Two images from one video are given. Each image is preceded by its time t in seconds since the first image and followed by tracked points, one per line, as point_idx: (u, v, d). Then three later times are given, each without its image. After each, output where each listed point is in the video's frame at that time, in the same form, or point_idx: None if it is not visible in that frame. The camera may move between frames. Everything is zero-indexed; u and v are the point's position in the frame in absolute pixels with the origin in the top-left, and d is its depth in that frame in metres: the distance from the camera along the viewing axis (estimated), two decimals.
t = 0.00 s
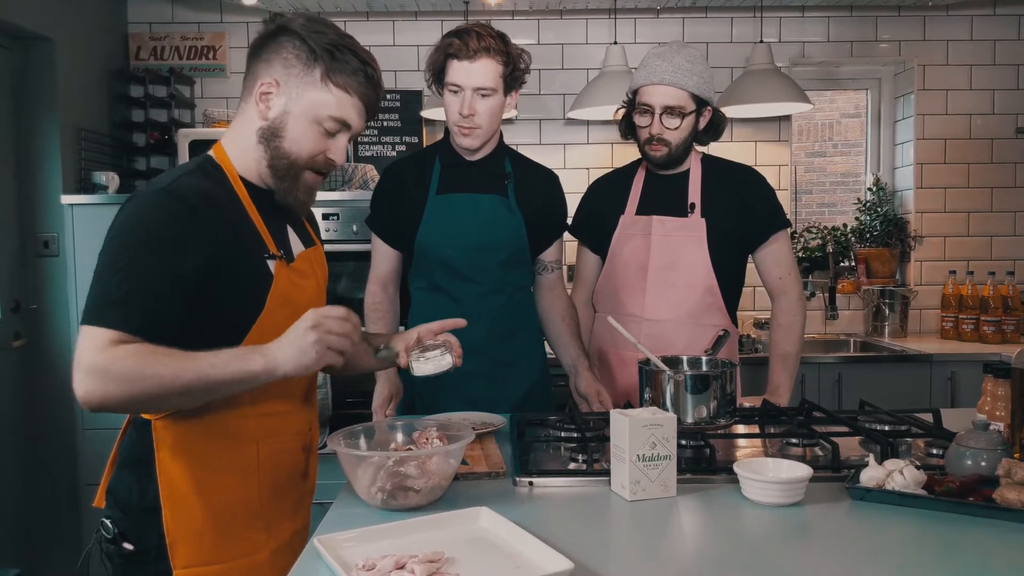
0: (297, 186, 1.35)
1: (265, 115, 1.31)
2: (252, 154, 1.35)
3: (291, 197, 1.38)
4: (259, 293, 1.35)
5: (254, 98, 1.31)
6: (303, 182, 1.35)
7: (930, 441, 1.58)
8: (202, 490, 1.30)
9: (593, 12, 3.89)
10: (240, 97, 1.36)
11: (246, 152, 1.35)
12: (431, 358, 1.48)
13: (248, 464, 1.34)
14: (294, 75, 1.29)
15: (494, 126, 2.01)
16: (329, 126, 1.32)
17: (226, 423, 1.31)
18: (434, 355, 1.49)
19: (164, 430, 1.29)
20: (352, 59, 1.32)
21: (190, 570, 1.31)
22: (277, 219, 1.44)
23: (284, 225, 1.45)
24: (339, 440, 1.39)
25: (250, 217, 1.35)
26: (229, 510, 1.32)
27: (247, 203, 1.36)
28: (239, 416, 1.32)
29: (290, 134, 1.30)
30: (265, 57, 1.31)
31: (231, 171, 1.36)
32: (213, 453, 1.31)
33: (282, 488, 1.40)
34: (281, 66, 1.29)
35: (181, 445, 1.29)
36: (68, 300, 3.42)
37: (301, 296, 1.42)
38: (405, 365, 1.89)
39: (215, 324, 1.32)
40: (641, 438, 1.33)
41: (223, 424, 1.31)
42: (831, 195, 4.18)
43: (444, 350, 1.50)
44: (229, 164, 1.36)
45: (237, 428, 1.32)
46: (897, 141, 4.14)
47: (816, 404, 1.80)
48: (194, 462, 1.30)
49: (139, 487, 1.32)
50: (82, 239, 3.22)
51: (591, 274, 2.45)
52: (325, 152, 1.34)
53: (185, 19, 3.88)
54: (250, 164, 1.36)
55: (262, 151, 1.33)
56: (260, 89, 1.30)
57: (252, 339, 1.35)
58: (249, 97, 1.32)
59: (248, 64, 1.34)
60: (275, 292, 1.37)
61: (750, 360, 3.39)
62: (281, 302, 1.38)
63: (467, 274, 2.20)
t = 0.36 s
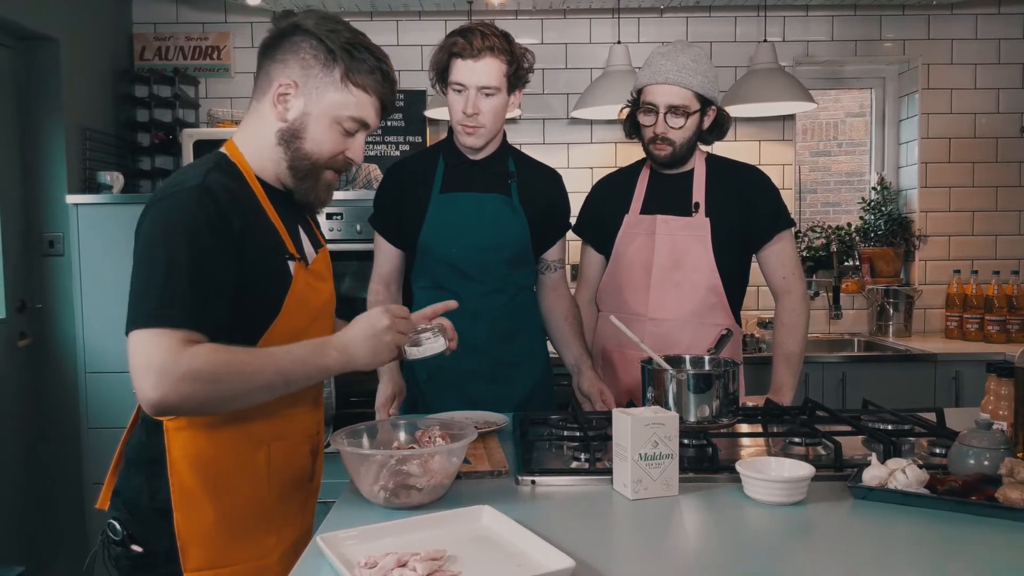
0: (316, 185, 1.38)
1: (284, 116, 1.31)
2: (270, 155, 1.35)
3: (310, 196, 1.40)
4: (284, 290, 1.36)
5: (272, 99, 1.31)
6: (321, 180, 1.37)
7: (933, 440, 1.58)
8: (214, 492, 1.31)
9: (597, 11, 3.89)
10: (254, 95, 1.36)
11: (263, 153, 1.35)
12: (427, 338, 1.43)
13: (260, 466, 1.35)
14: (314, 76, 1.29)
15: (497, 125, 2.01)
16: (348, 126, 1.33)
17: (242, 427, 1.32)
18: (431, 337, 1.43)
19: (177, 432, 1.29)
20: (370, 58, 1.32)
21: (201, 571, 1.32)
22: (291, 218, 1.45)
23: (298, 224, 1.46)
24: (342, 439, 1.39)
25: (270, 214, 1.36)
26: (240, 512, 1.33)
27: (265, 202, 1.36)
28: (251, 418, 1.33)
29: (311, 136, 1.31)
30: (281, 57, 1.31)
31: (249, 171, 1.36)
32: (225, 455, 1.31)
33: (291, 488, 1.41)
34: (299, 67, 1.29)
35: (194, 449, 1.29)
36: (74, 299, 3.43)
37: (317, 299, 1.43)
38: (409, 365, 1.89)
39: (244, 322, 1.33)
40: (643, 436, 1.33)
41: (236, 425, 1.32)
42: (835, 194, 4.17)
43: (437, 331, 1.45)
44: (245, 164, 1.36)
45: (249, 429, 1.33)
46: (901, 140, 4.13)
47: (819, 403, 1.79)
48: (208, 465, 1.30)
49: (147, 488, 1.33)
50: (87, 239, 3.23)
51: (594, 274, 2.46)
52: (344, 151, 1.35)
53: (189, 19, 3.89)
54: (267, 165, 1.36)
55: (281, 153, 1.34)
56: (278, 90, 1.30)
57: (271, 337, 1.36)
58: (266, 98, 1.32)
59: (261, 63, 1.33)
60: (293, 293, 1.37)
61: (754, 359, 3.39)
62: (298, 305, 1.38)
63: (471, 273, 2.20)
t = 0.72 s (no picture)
0: (323, 185, 1.38)
1: (293, 114, 1.32)
2: (279, 154, 1.36)
3: (317, 196, 1.41)
4: (291, 292, 1.37)
5: (282, 97, 1.32)
6: (329, 181, 1.38)
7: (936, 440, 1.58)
8: (215, 493, 1.31)
9: (600, 11, 3.89)
10: (266, 94, 1.37)
11: (272, 152, 1.36)
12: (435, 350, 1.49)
13: (261, 467, 1.35)
14: (324, 76, 1.29)
15: (500, 124, 2.01)
16: (357, 127, 1.33)
17: (245, 426, 1.33)
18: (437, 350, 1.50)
19: (179, 432, 1.29)
20: (382, 60, 1.32)
21: (199, 571, 1.32)
22: (299, 218, 1.45)
23: (306, 225, 1.47)
24: (345, 437, 1.40)
25: (279, 214, 1.36)
26: (240, 513, 1.33)
27: (275, 202, 1.37)
28: (254, 419, 1.33)
29: (318, 135, 1.32)
30: (294, 55, 1.31)
31: (258, 170, 1.37)
32: (226, 456, 1.32)
33: (293, 489, 1.42)
34: (310, 66, 1.30)
35: (195, 450, 1.30)
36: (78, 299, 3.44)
37: (323, 301, 1.44)
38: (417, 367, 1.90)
39: (251, 322, 1.33)
40: (646, 436, 1.33)
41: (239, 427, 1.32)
42: (840, 194, 4.16)
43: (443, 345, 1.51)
44: (256, 162, 1.37)
45: (250, 431, 1.33)
46: (906, 139, 4.12)
47: (822, 403, 1.79)
48: (209, 466, 1.31)
49: (148, 487, 1.34)
50: (93, 238, 3.24)
51: (598, 273, 2.46)
52: (352, 152, 1.35)
53: (194, 20, 3.91)
54: (276, 164, 1.37)
55: (288, 151, 1.34)
56: (289, 88, 1.30)
57: (277, 337, 1.36)
58: (277, 96, 1.33)
59: (275, 62, 1.34)
60: (300, 295, 1.38)
61: (757, 359, 3.39)
62: (304, 305, 1.39)
63: (474, 273, 2.20)
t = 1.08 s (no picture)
0: (319, 185, 1.38)
1: (292, 114, 1.32)
2: (278, 153, 1.36)
3: (313, 196, 1.40)
4: (287, 291, 1.37)
5: (282, 96, 1.32)
6: (325, 181, 1.37)
7: (942, 441, 1.58)
8: (217, 493, 1.31)
9: (605, 11, 3.89)
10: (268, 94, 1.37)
11: (272, 151, 1.37)
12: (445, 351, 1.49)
13: (264, 467, 1.35)
14: (323, 76, 1.30)
15: (504, 123, 2.02)
16: (354, 129, 1.33)
17: (247, 425, 1.33)
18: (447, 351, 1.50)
19: (183, 432, 1.30)
20: (383, 63, 1.33)
21: (202, 571, 1.32)
22: (298, 219, 1.45)
23: (306, 226, 1.47)
24: (351, 438, 1.40)
25: (275, 215, 1.37)
26: (243, 513, 1.34)
27: (273, 202, 1.37)
28: (257, 419, 1.34)
29: (315, 135, 1.32)
30: (296, 56, 1.32)
31: (256, 169, 1.37)
32: (229, 456, 1.32)
33: (296, 490, 1.42)
34: (310, 66, 1.30)
35: (198, 449, 1.30)
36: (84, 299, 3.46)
37: (324, 301, 1.44)
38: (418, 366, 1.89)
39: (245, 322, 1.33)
40: (651, 437, 1.33)
41: (241, 427, 1.33)
42: (845, 194, 4.15)
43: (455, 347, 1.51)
44: (255, 162, 1.38)
45: (253, 431, 1.34)
46: (911, 139, 4.11)
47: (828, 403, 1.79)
48: (212, 465, 1.31)
49: (152, 487, 1.35)
50: (99, 238, 3.25)
51: (603, 274, 2.46)
52: (349, 154, 1.35)
53: (199, 20, 3.92)
54: (275, 163, 1.37)
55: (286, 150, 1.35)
56: (288, 88, 1.31)
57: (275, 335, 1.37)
58: (278, 96, 1.34)
59: (278, 62, 1.35)
60: (299, 294, 1.38)
61: (763, 359, 3.38)
62: (303, 305, 1.39)
63: (479, 273, 2.20)
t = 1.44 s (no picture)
0: (317, 186, 1.38)
1: (289, 116, 1.32)
2: (276, 155, 1.37)
3: (311, 197, 1.40)
4: (287, 291, 1.37)
5: (279, 99, 1.32)
6: (323, 182, 1.37)
7: (948, 443, 1.57)
8: (221, 492, 1.32)
9: (610, 11, 3.89)
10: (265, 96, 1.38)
11: (270, 153, 1.37)
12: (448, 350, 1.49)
13: (267, 466, 1.36)
14: (320, 78, 1.30)
15: (510, 125, 2.02)
16: (352, 129, 1.33)
17: (250, 425, 1.33)
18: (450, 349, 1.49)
19: (187, 431, 1.30)
20: (379, 65, 1.33)
21: (205, 570, 1.33)
22: (297, 219, 1.46)
23: (305, 226, 1.47)
24: (357, 439, 1.40)
25: (275, 215, 1.37)
26: (246, 512, 1.34)
27: (272, 203, 1.38)
28: (260, 418, 1.34)
29: (312, 136, 1.32)
30: (292, 58, 1.32)
31: (255, 170, 1.37)
32: (232, 455, 1.32)
33: (299, 489, 1.42)
34: (307, 68, 1.31)
35: (201, 448, 1.31)
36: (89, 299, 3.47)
37: (323, 301, 1.44)
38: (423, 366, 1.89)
39: (246, 322, 1.34)
40: (657, 439, 1.33)
41: (244, 426, 1.33)
42: (850, 194, 4.15)
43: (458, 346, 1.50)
44: (254, 163, 1.38)
45: (257, 430, 1.34)
46: (917, 139, 4.10)
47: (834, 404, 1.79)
48: (215, 464, 1.31)
49: (156, 487, 1.35)
50: (104, 238, 3.26)
51: (608, 274, 2.46)
52: (346, 155, 1.35)
53: (205, 20, 3.93)
54: (273, 165, 1.38)
55: (284, 152, 1.35)
56: (285, 90, 1.31)
57: (276, 334, 1.37)
58: (275, 98, 1.34)
59: (275, 65, 1.35)
60: (299, 294, 1.38)
61: (768, 360, 3.38)
62: (303, 305, 1.39)
63: (483, 274, 2.20)
